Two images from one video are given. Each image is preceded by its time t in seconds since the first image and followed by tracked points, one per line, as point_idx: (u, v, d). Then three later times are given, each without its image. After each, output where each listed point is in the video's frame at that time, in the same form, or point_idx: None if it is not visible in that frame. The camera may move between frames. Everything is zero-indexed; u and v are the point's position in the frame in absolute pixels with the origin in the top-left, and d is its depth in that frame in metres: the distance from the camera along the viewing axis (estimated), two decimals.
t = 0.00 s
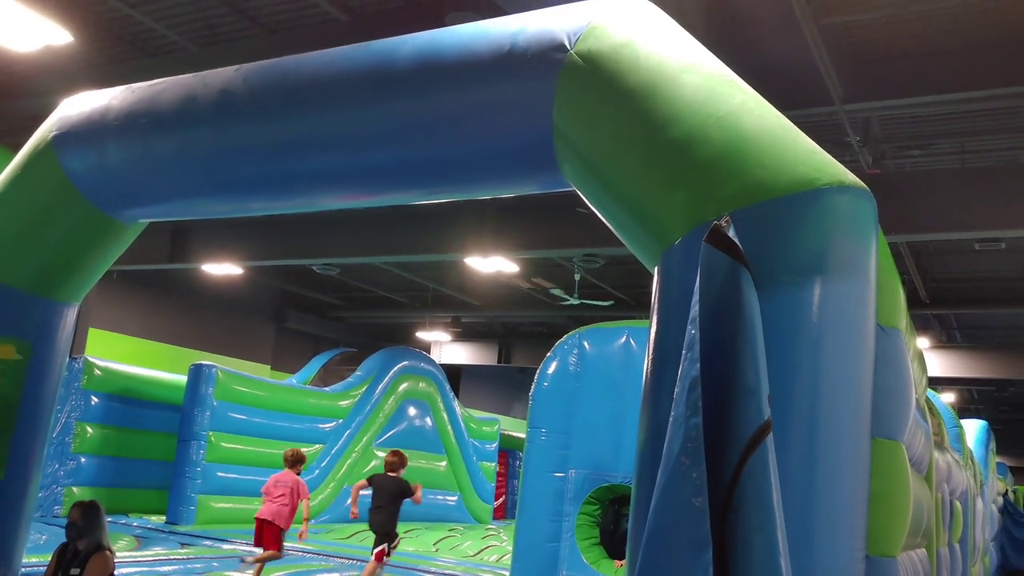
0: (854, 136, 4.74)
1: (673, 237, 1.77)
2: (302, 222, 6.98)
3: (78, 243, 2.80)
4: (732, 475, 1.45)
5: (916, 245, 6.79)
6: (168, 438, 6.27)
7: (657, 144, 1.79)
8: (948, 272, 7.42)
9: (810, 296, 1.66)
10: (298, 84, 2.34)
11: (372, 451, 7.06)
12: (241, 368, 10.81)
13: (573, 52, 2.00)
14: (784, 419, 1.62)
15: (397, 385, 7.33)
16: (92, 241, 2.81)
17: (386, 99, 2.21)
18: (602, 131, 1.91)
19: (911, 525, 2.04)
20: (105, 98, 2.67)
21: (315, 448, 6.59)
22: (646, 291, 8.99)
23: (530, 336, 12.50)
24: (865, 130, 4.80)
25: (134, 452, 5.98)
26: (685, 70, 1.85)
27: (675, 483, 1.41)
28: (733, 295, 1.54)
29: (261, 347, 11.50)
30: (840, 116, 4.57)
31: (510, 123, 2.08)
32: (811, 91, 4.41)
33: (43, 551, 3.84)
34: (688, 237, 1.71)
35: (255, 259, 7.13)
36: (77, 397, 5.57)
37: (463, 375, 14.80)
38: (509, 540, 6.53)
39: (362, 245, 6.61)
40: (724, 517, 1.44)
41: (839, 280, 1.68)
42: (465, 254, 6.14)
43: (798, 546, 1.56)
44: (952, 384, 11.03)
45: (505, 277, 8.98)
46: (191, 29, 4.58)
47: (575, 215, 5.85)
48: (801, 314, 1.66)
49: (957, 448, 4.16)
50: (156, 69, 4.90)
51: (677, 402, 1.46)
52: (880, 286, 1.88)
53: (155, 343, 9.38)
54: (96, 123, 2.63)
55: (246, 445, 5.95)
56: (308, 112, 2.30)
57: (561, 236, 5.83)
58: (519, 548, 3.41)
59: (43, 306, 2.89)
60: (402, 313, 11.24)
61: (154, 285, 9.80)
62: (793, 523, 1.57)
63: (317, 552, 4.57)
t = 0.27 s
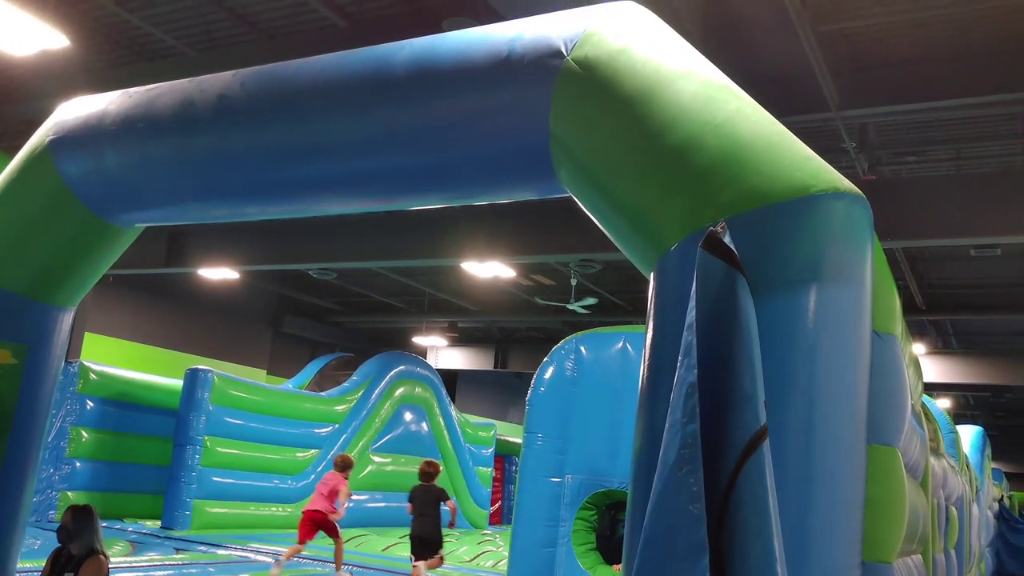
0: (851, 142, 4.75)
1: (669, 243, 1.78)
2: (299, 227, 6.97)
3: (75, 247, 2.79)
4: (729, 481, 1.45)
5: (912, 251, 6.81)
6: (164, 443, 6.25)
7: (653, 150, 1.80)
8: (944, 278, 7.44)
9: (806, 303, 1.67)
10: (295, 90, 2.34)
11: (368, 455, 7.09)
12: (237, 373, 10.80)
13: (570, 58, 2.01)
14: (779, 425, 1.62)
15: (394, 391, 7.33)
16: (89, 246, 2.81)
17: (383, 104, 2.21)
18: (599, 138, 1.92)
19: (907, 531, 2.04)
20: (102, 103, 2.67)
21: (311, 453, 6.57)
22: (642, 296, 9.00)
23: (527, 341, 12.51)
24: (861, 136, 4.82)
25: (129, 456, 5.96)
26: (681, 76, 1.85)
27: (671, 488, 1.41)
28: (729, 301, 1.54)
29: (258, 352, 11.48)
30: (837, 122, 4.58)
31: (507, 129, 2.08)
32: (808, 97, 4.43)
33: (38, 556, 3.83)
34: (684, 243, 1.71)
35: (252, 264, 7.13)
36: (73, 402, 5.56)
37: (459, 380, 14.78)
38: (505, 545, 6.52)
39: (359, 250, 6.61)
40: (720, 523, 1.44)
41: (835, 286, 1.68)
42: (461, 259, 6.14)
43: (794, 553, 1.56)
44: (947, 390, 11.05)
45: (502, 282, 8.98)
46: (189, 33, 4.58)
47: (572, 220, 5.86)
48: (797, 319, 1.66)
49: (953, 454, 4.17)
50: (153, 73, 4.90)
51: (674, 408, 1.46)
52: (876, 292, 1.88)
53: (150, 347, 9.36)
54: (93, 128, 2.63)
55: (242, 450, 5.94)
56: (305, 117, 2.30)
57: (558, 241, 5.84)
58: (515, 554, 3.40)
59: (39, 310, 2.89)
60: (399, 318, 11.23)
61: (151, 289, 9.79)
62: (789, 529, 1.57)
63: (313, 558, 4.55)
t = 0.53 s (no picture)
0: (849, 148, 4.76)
1: (668, 248, 1.78)
2: (297, 231, 6.97)
3: (73, 251, 2.79)
4: (728, 485, 1.45)
5: (911, 256, 6.81)
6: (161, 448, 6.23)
7: (653, 153, 1.80)
8: (942, 283, 7.46)
9: (805, 307, 1.67)
10: (294, 94, 2.34)
11: (366, 460, 7.08)
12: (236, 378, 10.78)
13: (569, 62, 2.01)
14: (778, 429, 1.62)
15: (392, 396, 7.32)
16: (88, 250, 2.81)
17: (382, 108, 2.22)
18: (598, 142, 1.92)
19: (906, 535, 2.04)
20: (101, 107, 2.67)
21: (309, 458, 6.55)
22: (641, 302, 9.00)
23: (525, 346, 12.50)
24: (859, 142, 4.81)
25: (127, 461, 5.95)
26: (680, 81, 1.86)
27: (670, 493, 1.41)
28: (728, 306, 1.54)
29: (256, 356, 11.47)
30: (836, 127, 4.59)
31: (507, 134, 2.09)
32: (806, 102, 4.44)
33: (35, 561, 3.82)
34: (683, 248, 1.71)
35: (250, 269, 7.12)
36: (71, 406, 5.54)
37: (458, 385, 14.77)
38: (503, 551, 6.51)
39: (358, 254, 6.61)
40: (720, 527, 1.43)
41: (833, 291, 1.68)
42: (460, 264, 6.14)
43: (793, 557, 1.56)
44: (946, 395, 11.05)
45: (500, 287, 8.98)
46: (189, 37, 4.58)
47: (570, 225, 5.86)
48: (796, 324, 1.66)
49: (951, 460, 4.16)
50: (153, 78, 4.91)
51: (673, 413, 1.46)
52: (874, 296, 1.88)
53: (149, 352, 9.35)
54: (92, 131, 2.63)
55: (240, 454, 5.92)
56: (304, 121, 2.31)
57: (557, 246, 5.84)
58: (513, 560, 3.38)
59: (37, 314, 2.88)
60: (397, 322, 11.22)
61: (149, 293, 9.78)
62: (788, 534, 1.57)
63: (310, 563, 4.54)
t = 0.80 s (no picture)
0: (849, 149, 4.76)
1: (668, 249, 1.77)
2: (298, 233, 6.98)
3: (74, 253, 2.79)
4: (728, 486, 1.45)
5: (911, 257, 6.81)
6: (161, 449, 6.23)
7: (653, 154, 1.80)
8: (943, 284, 7.45)
9: (805, 308, 1.67)
10: (294, 95, 2.34)
11: (367, 461, 7.09)
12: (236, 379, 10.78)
13: (569, 63, 2.01)
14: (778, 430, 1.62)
15: (393, 397, 7.32)
16: (88, 252, 2.81)
17: (381, 110, 2.22)
18: (598, 143, 1.92)
19: (907, 537, 2.04)
20: (101, 109, 2.68)
21: (309, 459, 6.55)
22: (642, 303, 9.00)
23: (526, 347, 12.50)
24: (859, 142, 4.81)
25: (127, 462, 5.95)
26: (680, 82, 1.86)
27: (670, 494, 1.41)
28: (728, 307, 1.54)
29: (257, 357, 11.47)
30: (836, 128, 4.59)
31: (507, 136, 2.09)
32: (806, 103, 4.44)
33: (36, 562, 3.82)
34: (683, 249, 1.71)
35: (250, 270, 7.13)
36: (71, 407, 5.54)
37: (458, 386, 14.77)
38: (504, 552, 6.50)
39: (358, 255, 6.61)
40: (721, 528, 1.43)
41: (834, 291, 1.68)
42: (459, 265, 6.14)
43: (793, 558, 1.56)
44: (947, 396, 11.04)
45: (501, 288, 8.98)
46: (189, 39, 4.59)
47: (570, 226, 5.86)
48: (796, 325, 1.66)
49: (952, 461, 4.17)
50: (153, 79, 4.91)
51: (673, 414, 1.46)
52: (874, 297, 1.88)
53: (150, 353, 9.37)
54: (92, 133, 2.64)
55: (240, 456, 5.92)
56: (304, 123, 2.31)
57: (558, 247, 5.84)
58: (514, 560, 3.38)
59: (37, 316, 2.88)
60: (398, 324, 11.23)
61: (149, 295, 9.78)
62: (788, 536, 1.57)
63: (311, 565, 4.53)
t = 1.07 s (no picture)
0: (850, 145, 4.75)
1: (669, 244, 1.77)
2: (298, 229, 6.97)
3: (74, 249, 2.79)
4: (729, 483, 1.44)
5: (911, 254, 6.81)
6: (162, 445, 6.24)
7: (655, 150, 1.80)
8: (944, 280, 7.45)
9: (806, 304, 1.66)
10: (295, 91, 2.34)
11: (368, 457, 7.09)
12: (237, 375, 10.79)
13: (570, 59, 2.01)
14: (779, 426, 1.62)
15: (393, 393, 7.32)
16: (88, 248, 2.81)
17: (381, 105, 2.21)
18: (599, 138, 1.91)
19: (908, 533, 2.03)
20: (101, 104, 2.67)
21: (310, 456, 6.55)
22: (642, 299, 9.01)
23: (526, 343, 12.50)
24: (860, 139, 4.80)
25: (128, 458, 5.95)
26: (681, 78, 1.85)
27: (671, 491, 1.41)
28: (729, 303, 1.54)
29: (257, 354, 11.48)
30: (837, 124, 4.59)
31: (507, 131, 2.08)
32: (807, 99, 4.43)
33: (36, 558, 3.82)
34: (684, 245, 1.71)
35: (251, 266, 7.12)
36: (71, 404, 5.55)
37: (458, 383, 14.77)
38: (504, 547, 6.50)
39: (358, 251, 6.61)
40: (722, 524, 1.43)
41: (834, 288, 1.68)
42: (459, 262, 6.14)
43: (794, 556, 1.56)
44: (948, 393, 11.04)
45: (501, 284, 8.98)
46: (189, 35, 4.58)
47: (571, 223, 5.86)
48: (797, 321, 1.66)
49: (952, 457, 4.17)
50: (152, 75, 4.91)
51: (674, 410, 1.46)
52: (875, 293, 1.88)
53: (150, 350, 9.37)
54: (92, 128, 2.63)
55: (240, 452, 5.92)
56: (305, 118, 2.30)
57: (558, 243, 5.84)
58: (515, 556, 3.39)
59: (38, 312, 2.88)
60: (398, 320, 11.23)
61: (150, 291, 9.78)
62: (789, 533, 1.57)
63: (312, 561, 4.54)
